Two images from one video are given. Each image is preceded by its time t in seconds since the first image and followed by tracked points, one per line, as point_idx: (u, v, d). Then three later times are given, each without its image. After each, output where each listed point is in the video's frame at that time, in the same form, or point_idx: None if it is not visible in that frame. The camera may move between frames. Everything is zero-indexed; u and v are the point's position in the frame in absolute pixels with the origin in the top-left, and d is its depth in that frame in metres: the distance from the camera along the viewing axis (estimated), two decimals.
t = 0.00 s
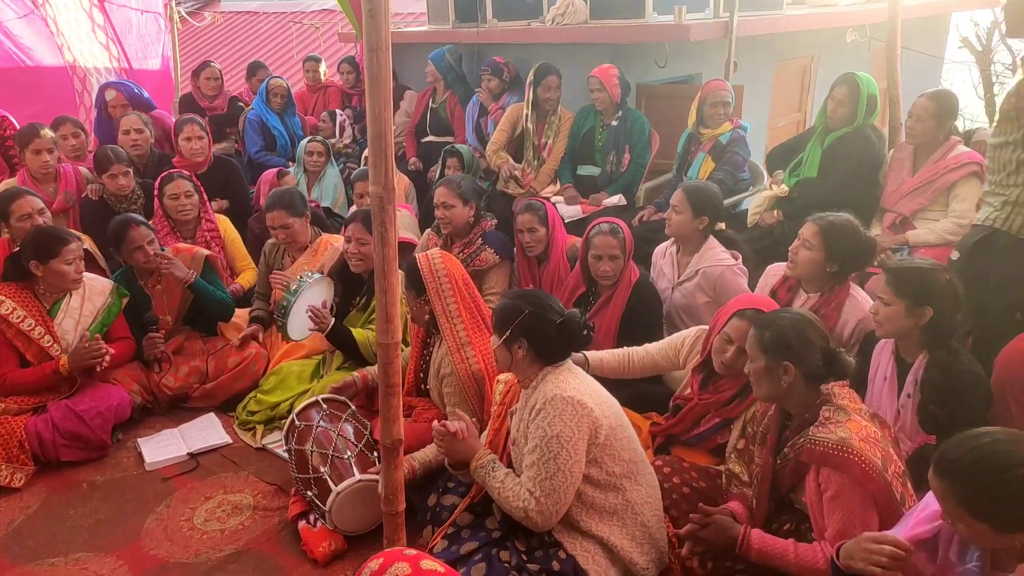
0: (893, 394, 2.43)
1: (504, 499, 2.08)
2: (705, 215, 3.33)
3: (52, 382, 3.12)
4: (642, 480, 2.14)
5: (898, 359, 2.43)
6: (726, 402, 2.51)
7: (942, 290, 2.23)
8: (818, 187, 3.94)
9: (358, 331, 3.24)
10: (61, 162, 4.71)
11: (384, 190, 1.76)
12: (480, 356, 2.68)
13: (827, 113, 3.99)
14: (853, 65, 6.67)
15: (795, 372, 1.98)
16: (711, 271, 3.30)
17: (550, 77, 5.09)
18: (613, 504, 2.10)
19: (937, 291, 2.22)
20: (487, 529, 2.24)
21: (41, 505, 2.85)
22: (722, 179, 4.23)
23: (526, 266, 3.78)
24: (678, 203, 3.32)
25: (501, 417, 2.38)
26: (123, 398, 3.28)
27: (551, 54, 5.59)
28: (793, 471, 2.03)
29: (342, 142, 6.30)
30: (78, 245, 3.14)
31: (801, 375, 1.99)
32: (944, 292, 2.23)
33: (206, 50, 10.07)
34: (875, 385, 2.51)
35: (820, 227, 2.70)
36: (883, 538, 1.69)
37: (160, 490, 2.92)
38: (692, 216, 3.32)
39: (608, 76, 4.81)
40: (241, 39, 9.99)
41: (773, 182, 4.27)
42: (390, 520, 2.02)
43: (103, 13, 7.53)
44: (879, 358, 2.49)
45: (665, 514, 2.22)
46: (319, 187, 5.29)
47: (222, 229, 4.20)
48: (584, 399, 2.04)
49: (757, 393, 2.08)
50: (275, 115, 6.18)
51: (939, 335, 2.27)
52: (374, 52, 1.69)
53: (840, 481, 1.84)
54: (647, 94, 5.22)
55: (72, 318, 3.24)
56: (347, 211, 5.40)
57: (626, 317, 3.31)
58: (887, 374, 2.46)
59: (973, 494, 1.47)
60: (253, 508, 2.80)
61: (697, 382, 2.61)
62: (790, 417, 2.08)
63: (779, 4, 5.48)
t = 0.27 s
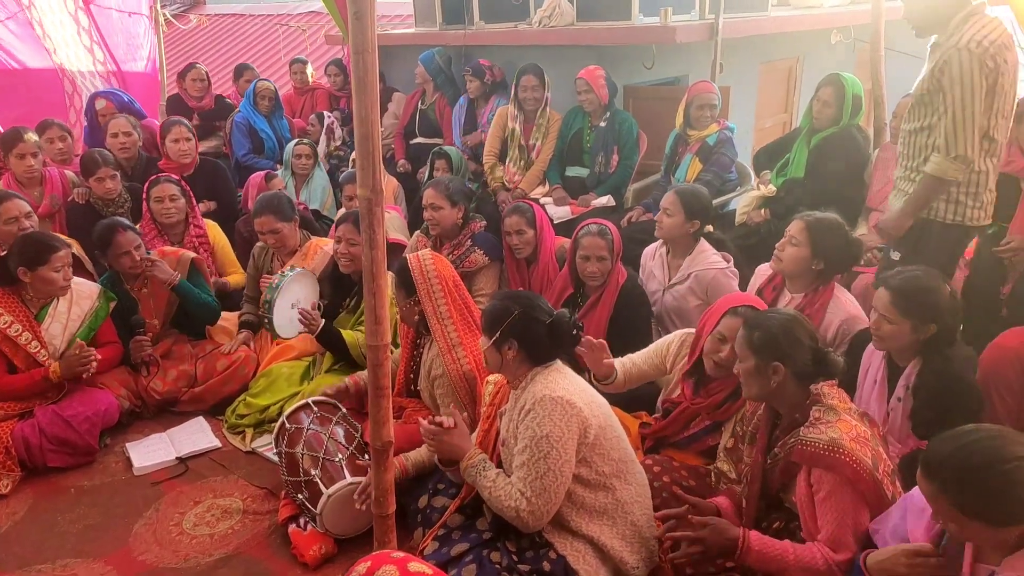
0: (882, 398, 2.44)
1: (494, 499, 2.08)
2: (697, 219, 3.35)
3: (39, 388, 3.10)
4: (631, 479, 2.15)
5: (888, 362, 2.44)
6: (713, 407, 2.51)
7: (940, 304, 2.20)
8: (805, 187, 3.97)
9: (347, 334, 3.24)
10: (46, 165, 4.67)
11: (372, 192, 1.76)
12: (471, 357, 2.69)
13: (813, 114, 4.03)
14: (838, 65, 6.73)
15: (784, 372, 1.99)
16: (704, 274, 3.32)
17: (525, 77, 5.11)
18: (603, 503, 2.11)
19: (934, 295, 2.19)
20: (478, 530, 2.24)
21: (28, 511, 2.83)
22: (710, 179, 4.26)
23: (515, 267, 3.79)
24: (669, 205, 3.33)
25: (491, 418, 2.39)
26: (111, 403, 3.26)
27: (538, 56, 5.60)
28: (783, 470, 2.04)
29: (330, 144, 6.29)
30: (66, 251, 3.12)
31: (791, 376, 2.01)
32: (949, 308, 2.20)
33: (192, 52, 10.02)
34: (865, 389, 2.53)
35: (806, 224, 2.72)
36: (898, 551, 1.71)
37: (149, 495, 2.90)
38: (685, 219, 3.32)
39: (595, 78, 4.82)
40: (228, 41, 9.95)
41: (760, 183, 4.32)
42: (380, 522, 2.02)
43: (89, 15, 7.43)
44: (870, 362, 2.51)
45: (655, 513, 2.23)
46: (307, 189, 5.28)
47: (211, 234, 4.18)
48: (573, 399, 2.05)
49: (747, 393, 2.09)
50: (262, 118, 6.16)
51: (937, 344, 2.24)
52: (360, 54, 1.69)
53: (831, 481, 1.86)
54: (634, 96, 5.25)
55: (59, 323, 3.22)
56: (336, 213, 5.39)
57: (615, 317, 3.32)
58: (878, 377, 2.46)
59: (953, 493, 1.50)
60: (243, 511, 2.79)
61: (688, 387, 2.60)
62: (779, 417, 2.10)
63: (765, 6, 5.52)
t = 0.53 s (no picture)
0: (869, 405, 2.45)
1: (480, 500, 2.08)
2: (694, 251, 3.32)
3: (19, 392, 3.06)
4: (616, 478, 2.16)
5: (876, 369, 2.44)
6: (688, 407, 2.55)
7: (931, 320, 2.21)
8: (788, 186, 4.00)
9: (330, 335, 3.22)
10: (26, 165, 4.62)
11: (356, 192, 1.76)
12: (456, 357, 2.69)
13: (796, 113, 4.05)
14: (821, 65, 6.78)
15: (769, 373, 2.01)
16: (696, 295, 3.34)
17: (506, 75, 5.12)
18: (588, 503, 2.11)
19: (921, 302, 2.21)
20: (464, 530, 2.24)
21: (8, 516, 2.80)
22: (694, 179, 4.33)
23: (501, 267, 3.80)
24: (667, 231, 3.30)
25: (476, 419, 2.39)
26: (93, 406, 3.23)
27: (523, 55, 5.60)
28: (768, 469, 2.05)
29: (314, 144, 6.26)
30: (49, 256, 3.08)
31: (775, 377, 2.02)
32: (936, 323, 2.21)
33: (174, 50, 9.94)
34: (851, 391, 2.53)
35: (782, 230, 2.73)
36: (872, 541, 1.74)
37: (132, 499, 2.88)
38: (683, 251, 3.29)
39: (578, 77, 4.82)
40: (211, 39, 9.88)
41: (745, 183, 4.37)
42: (365, 524, 2.01)
43: (71, 13, 7.40)
44: (859, 366, 2.51)
45: (640, 512, 2.24)
46: (291, 189, 5.25)
47: (193, 237, 4.09)
48: (558, 400, 2.05)
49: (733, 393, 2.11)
50: (246, 117, 6.12)
51: (928, 353, 2.26)
52: (343, 53, 1.69)
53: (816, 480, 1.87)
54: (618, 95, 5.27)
55: (39, 325, 3.19)
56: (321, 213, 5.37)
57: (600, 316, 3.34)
58: (864, 384, 2.47)
59: (934, 490, 1.52)
60: (228, 514, 2.78)
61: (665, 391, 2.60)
62: (765, 417, 2.11)
63: (748, 5, 5.55)
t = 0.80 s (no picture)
0: (854, 399, 2.46)
1: (467, 497, 2.07)
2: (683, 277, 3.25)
3: None
4: (603, 473, 2.16)
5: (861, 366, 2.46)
6: (661, 399, 2.56)
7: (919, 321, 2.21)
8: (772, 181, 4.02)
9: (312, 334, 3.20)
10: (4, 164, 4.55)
11: (337, 189, 1.74)
12: (437, 356, 2.68)
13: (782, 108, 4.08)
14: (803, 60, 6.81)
15: (755, 370, 2.01)
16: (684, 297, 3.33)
17: (490, 72, 5.11)
18: (575, 498, 2.11)
19: (907, 297, 2.21)
20: (450, 528, 2.23)
21: None
22: (679, 175, 4.36)
23: (486, 264, 3.79)
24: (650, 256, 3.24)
25: (462, 416, 2.38)
26: (74, 407, 3.19)
27: (507, 52, 5.60)
28: (755, 465, 2.06)
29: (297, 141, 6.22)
30: (27, 259, 3.06)
31: (761, 374, 2.03)
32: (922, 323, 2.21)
33: (154, 48, 9.84)
34: (837, 382, 2.57)
35: (750, 233, 2.74)
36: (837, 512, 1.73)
37: (114, 501, 2.85)
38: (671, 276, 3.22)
39: (562, 73, 4.82)
40: (192, 37, 9.79)
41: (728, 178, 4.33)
42: (351, 523, 2.00)
43: (54, 11, 7.28)
44: (845, 361, 2.53)
45: (627, 507, 2.24)
46: (274, 187, 5.21)
47: (172, 241, 4.03)
48: (545, 396, 2.05)
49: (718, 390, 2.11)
50: (227, 114, 6.06)
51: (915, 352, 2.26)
52: (323, 49, 1.67)
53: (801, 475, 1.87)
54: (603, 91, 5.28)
55: (18, 327, 3.15)
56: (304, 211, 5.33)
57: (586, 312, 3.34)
58: (850, 379, 2.49)
59: (928, 484, 1.51)
60: (212, 515, 2.75)
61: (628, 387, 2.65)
62: (750, 412, 2.11)
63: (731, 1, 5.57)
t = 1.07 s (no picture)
0: (838, 394, 2.47)
1: (455, 501, 2.07)
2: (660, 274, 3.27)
3: None
4: (591, 474, 2.16)
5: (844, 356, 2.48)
6: (638, 390, 2.56)
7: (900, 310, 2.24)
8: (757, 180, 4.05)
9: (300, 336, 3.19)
10: None
11: (321, 191, 1.74)
12: (423, 357, 2.67)
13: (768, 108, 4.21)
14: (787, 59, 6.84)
15: (740, 371, 2.03)
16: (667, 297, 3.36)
17: (474, 73, 5.11)
18: (563, 500, 2.12)
19: (887, 296, 2.24)
20: (438, 530, 2.22)
21: None
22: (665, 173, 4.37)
23: (472, 265, 3.78)
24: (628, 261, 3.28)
25: (449, 419, 2.38)
26: (57, 413, 3.16)
27: (492, 52, 5.60)
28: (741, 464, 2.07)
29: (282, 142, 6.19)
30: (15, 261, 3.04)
31: (746, 374, 2.04)
32: (900, 309, 2.24)
33: (137, 49, 9.76)
34: (820, 380, 2.58)
35: (727, 245, 2.75)
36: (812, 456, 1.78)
37: (99, 508, 2.82)
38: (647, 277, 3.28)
39: (547, 73, 4.83)
40: (175, 38, 9.72)
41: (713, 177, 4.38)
42: (338, 527, 1.99)
43: (41, 11, 7.20)
44: (828, 355, 2.54)
45: (615, 508, 2.25)
46: (259, 188, 5.18)
47: (154, 244, 3.98)
48: (531, 398, 2.04)
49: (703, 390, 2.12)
50: (211, 116, 6.02)
51: (894, 347, 2.29)
52: (305, 51, 1.67)
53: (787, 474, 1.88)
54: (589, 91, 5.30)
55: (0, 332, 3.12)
56: (290, 213, 5.30)
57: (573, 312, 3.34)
58: (833, 374, 2.50)
59: (917, 484, 1.52)
60: (198, 520, 2.73)
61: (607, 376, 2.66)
62: (735, 412, 2.12)
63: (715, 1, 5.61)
